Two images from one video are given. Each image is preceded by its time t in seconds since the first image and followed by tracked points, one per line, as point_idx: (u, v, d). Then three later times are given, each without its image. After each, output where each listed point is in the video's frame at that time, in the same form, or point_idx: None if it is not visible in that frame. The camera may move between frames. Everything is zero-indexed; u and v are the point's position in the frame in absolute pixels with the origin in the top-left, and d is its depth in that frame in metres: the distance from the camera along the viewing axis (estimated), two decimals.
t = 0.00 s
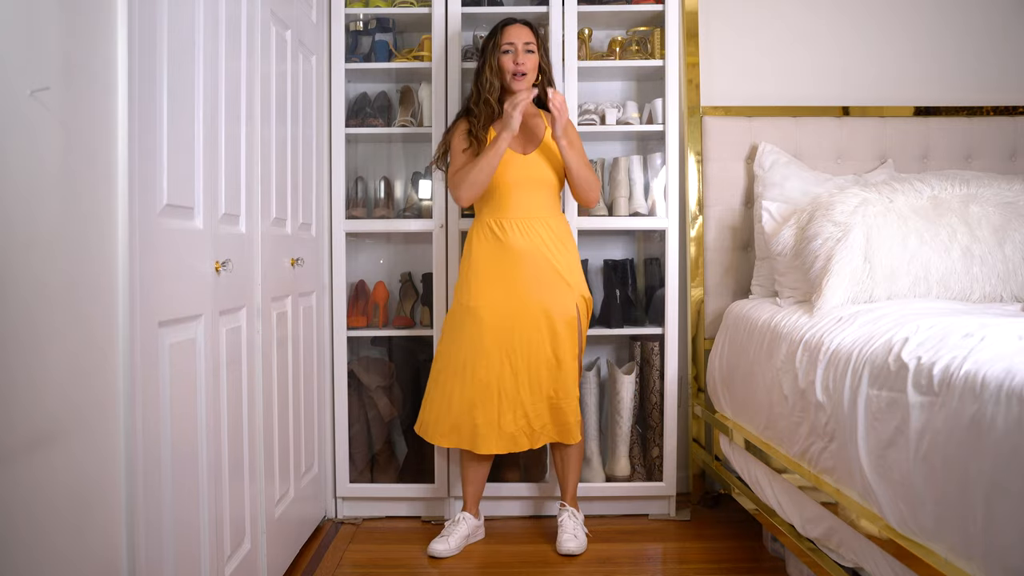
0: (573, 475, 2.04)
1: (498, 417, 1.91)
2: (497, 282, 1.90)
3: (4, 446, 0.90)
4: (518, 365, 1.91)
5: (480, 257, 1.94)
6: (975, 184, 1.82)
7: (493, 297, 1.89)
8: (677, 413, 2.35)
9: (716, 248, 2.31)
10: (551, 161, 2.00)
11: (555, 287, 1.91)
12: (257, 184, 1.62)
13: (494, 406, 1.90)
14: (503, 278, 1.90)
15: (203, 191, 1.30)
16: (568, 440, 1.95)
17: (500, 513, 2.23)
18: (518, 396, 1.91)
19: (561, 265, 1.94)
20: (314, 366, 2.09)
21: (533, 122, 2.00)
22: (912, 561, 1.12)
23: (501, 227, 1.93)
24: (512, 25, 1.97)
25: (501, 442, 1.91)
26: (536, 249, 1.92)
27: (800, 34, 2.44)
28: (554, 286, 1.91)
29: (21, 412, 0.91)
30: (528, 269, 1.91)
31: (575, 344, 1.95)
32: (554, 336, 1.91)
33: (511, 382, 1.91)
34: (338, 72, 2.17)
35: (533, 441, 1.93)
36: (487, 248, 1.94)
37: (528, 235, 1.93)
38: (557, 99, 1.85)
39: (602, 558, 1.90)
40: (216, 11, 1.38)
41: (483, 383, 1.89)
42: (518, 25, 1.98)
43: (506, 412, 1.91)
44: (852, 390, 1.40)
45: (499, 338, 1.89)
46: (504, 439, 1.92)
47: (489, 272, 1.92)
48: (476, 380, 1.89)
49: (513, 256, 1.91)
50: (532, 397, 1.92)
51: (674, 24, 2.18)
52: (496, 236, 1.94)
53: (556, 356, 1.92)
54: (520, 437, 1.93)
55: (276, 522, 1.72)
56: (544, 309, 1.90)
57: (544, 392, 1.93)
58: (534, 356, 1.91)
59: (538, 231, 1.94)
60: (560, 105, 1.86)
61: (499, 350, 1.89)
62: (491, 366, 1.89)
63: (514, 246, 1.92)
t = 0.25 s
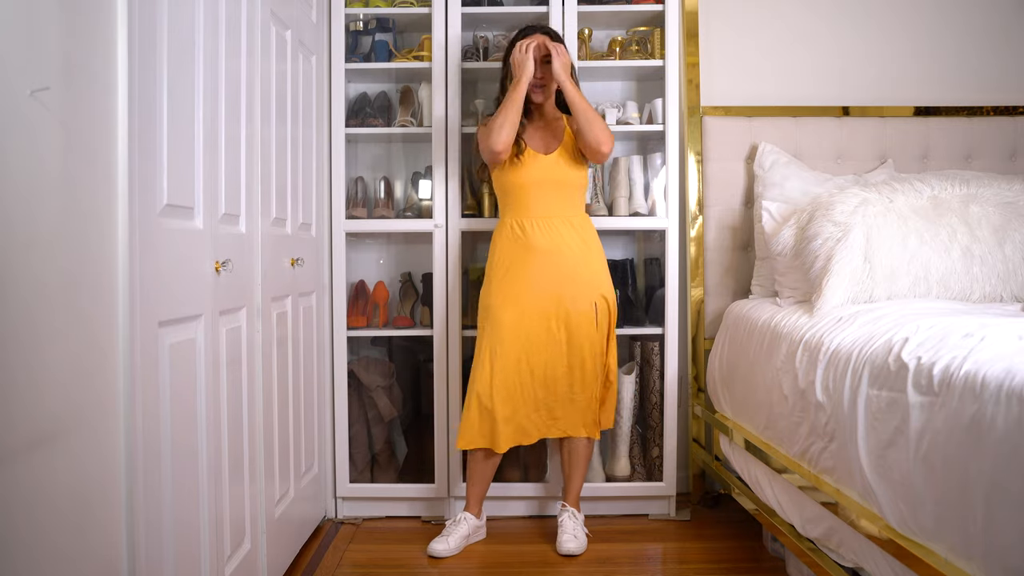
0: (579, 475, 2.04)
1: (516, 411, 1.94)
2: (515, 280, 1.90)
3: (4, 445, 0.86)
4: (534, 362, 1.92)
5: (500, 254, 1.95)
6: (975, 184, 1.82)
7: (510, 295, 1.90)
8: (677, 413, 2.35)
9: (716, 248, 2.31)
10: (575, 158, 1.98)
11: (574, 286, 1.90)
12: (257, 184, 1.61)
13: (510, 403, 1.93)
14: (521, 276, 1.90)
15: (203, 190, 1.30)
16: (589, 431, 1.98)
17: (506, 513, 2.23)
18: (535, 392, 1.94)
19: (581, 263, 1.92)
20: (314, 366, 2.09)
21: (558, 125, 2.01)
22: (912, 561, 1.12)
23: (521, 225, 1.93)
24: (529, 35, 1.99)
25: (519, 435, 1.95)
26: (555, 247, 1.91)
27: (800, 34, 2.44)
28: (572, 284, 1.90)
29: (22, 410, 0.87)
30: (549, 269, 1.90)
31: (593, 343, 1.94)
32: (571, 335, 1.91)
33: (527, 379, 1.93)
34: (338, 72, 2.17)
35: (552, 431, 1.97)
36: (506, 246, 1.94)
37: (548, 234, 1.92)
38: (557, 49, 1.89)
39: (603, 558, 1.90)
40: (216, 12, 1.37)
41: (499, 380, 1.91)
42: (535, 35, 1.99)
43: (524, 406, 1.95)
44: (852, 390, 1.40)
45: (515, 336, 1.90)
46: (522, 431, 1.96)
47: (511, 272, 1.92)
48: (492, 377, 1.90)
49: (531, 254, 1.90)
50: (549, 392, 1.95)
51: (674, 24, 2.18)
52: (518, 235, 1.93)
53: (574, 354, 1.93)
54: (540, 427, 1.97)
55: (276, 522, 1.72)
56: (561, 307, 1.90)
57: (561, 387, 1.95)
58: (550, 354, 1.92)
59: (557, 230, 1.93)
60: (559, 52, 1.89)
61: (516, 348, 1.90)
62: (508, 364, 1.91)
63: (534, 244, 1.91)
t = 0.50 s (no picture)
0: (580, 475, 2.04)
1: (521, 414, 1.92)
2: (521, 278, 1.90)
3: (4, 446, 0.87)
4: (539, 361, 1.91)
5: (507, 252, 1.95)
6: (975, 184, 1.82)
7: (516, 292, 1.90)
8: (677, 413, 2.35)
9: (716, 248, 2.31)
10: (585, 159, 1.98)
11: (579, 285, 1.89)
12: (257, 184, 1.61)
13: (516, 402, 1.91)
14: (526, 274, 1.90)
15: (203, 190, 1.30)
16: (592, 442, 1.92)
17: (507, 513, 2.23)
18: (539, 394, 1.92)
19: (586, 262, 1.91)
20: (314, 366, 2.09)
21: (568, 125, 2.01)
22: (912, 561, 1.12)
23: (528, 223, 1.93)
24: (547, 35, 1.95)
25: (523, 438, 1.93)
26: (561, 245, 1.90)
27: (800, 34, 2.44)
28: (577, 282, 1.89)
29: (22, 411, 0.88)
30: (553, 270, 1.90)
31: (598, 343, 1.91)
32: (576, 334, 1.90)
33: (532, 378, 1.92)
34: (338, 72, 2.17)
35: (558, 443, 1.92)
36: (513, 244, 1.94)
37: (554, 232, 1.91)
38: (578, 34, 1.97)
39: (603, 558, 1.90)
40: (216, 11, 1.38)
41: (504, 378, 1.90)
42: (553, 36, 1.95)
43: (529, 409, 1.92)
44: (852, 390, 1.40)
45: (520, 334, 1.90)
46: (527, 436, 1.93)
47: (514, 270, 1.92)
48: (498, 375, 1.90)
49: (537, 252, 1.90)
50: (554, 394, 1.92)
51: (674, 24, 2.18)
52: (523, 235, 1.93)
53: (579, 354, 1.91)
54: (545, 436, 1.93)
55: (276, 522, 1.72)
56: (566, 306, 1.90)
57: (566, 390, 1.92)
58: (555, 353, 1.91)
59: (564, 228, 1.92)
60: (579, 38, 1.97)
61: (520, 346, 1.90)
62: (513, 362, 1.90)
63: (540, 241, 1.91)
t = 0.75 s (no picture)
0: (580, 475, 2.04)
1: (521, 413, 1.91)
2: (522, 276, 1.91)
3: (4, 446, 0.88)
4: (539, 360, 1.91)
5: (507, 251, 1.95)
6: (976, 184, 1.82)
7: (517, 291, 1.90)
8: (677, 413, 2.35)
9: (716, 248, 2.31)
10: (588, 160, 1.97)
11: (580, 284, 1.89)
12: (257, 184, 1.61)
13: (515, 400, 1.91)
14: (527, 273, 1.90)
15: (203, 191, 1.30)
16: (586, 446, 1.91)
17: (507, 513, 2.23)
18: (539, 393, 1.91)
19: (587, 261, 1.91)
20: (314, 366, 2.09)
21: (572, 122, 2.02)
22: (912, 560, 1.12)
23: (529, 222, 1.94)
24: (555, 31, 1.93)
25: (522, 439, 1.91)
26: (562, 244, 1.90)
27: (800, 34, 2.44)
28: (578, 281, 1.89)
29: (21, 412, 0.89)
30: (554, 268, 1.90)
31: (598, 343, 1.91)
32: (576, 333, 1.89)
33: (532, 377, 1.91)
34: (338, 72, 2.17)
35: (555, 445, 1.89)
36: (515, 243, 1.94)
37: (556, 230, 1.91)
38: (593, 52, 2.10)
39: (603, 558, 1.90)
40: (216, 12, 1.38)
41: (504, 376, 1.90)
42: (561, 32, 1.93)
43: (528, 408, 1.91)
44: (852, 390, 1.40)
45: (520, 332, 1.90)
46: (525, 436, 1.91)
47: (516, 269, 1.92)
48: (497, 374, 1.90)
49: (538, 251, 1.91)
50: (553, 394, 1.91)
51: (674, 24, 2.18)
52: (525, 234, 1.94)
53: (578, 353, 1.89)
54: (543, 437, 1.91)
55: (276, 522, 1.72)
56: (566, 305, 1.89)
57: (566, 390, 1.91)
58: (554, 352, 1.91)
59: (565, 227, 1.92)
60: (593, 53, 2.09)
61: (521, 344, 1.90)
62: (513, 361, 1.90)
63: (541, 241, 1.91)
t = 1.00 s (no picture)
0: (580, 476, 2.04)
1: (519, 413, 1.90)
2: (522, 276, 1.90)
3: (5, 445, 0.87)
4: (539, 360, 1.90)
5: (508, 252, 1.95)
6: (976, 184, 1.82)
7: (517, 290, 1.90)
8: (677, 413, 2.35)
9: (716, 248, 2.31)
10: (588, 162, 1.97)
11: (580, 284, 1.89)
12: (257, 184, 1.61)
13: (515, 400, 1.91)
14: (528, 273, 1.90)
15: (203, 191, 1.30)
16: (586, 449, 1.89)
17: (507, 513, 2.23)
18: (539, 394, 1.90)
19: (587, 261, 1.91)
20: (314, 365, 2.09)
21: (575, 125, 2.01)
22: (912, 561, 1.12)
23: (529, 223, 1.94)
24: (557, 33, 1.96)
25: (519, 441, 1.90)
26: (563, 244, 1.91)
27: (800, 34, 2.44)
28: (578, 282, 1.89)
29: (22, 409, 0.89)
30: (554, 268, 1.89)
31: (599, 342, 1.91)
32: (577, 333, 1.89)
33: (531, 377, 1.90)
34: (338, 72, 2.17)
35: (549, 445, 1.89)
36: (516, 244, 1.94)
37: (556, 230, 1.91)
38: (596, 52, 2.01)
39: (603, 558, 1.90)
40: (216, 12, 1.38)
41: (505, 376, 1.90)
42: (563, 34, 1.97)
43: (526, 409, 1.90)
44: (852, 390, 1.40)
45: (521, 333, 1.89)
46: (522, 438, 1.91)
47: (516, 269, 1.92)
48: (497, 374, 1.89)
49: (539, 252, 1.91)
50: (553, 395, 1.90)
51: (674, 24, 2.18)
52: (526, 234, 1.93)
53: (579, 353, 1.89)
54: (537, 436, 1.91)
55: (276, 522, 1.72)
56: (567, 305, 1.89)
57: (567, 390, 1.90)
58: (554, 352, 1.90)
59: (566, 228, 1.92)
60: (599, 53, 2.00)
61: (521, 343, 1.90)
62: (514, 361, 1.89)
63: (542, 241, 1.91)
